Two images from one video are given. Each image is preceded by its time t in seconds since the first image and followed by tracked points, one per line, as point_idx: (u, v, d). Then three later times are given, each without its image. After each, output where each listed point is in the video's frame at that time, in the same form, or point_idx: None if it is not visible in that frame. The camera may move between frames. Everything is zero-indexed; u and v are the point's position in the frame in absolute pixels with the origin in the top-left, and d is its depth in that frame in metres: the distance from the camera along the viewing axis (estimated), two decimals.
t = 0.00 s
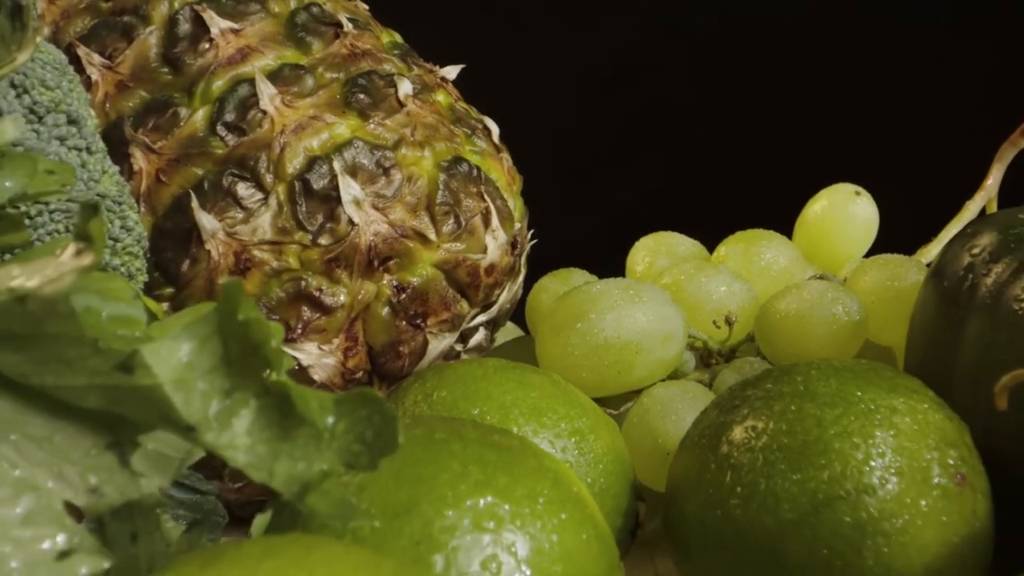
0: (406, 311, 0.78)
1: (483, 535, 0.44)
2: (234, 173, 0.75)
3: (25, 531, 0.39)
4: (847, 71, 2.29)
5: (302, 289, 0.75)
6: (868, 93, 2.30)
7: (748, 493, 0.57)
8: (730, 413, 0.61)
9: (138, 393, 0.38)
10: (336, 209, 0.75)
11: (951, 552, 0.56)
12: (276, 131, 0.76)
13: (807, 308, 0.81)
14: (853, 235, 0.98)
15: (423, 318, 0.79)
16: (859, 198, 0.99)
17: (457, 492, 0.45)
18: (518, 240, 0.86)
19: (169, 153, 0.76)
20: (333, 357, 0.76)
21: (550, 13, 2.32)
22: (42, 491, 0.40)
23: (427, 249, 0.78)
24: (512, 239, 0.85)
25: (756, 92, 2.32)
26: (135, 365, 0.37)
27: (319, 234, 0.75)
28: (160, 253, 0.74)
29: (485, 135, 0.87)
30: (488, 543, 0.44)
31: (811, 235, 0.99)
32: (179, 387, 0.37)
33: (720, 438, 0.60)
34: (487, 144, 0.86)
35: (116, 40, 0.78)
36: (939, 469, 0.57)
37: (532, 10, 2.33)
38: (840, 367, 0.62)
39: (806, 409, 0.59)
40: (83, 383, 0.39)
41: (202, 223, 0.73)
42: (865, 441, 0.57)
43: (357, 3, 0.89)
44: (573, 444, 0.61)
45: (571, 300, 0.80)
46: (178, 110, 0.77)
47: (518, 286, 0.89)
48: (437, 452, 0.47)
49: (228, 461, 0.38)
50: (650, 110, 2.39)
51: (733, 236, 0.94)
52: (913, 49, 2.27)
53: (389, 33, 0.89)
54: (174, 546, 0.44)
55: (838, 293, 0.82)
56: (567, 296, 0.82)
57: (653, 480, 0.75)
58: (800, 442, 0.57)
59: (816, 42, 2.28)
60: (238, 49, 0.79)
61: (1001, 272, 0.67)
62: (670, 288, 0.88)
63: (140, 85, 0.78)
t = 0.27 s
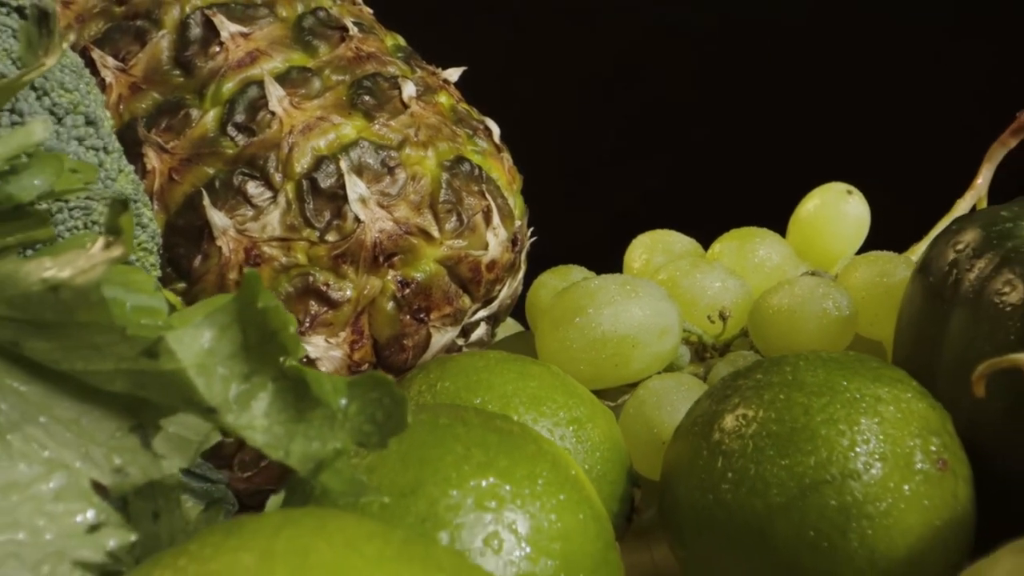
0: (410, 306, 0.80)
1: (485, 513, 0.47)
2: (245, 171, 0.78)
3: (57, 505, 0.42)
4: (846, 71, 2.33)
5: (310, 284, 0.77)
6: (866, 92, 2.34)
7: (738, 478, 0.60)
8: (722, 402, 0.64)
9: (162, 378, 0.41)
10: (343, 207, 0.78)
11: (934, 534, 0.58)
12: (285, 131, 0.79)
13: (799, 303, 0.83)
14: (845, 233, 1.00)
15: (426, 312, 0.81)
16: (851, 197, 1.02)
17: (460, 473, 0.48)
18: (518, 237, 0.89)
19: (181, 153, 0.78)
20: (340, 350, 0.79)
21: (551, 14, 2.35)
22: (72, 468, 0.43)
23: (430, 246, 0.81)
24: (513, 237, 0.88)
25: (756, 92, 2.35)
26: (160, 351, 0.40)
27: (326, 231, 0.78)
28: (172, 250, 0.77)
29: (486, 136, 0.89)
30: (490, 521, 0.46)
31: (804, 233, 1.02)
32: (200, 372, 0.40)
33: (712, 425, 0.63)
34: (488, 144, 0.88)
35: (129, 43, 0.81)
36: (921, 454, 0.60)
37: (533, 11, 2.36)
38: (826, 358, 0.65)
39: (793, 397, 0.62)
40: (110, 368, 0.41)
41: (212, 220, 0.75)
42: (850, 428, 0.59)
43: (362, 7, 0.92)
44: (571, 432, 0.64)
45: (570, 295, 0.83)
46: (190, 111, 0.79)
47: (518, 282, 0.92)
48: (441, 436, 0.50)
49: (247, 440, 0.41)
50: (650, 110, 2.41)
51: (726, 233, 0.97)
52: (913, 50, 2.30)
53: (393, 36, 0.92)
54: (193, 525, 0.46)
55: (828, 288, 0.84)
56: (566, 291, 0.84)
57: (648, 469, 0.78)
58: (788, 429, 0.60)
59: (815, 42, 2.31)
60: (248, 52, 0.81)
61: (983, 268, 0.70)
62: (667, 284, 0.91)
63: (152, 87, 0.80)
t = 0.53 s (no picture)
0: (415, 299, 0.83)
1: (488, 491, 0.50)
2: (256, 170, 0.81)
3: (92, 479, 0.43)
4: (844, 72, 2.36)
5: (319, 278, 0.80)
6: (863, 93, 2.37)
7: (728, 462, 0.63)
8: (714, 390, 0.67)
9: (187, 361, 0.44)
10: (351, 204, 0.81)
11: (915, 515, 0.61)
12: (295, 132, 0.82)
13: (789, 297, 0.86)
14: (835, 230, 1.03)
15: (430, 305, 0.84)
16: (842, 195, 1.05)
17: (465, 453, 0.51)
18: (518, 234, 0.91)
19: (195, 152, 0.81)
20: (348, 342, 0.82)
21: (551, 16, 2.38)
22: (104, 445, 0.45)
23: (434, 242, 0.84)
24: (514, 233, 0.90)
25: (755, 92, 2.38)
26: (187, 335, 0.43)
27: (334, 227, 0.81)
28: (187, 245, 0.80)
29: (488, 136, 0.92)
30: (493, 498, 0.50)
31: (796, 231, 1.05)
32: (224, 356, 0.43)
33: (704, 412, 0.66)
34: (490, 145, 0.91)
35: (145, 47, 0.85)
36: (903, 439, 0.63)
37: (534, 12, 2.38)
38: (813, 348, 0.68)
39: (781, 385, 0.65)
40: (139, 352, 0.44)
41: (226, 217, 0.78)
42: (834, 414, 0.62)
43: (368, 11, 0.95)
44: (569, 419, 0.67)
45: (569, 290, 0.86)
46: (204, 113, 0.83)
47: (518, 278, 0.95)
48: (446, 418, 0.53)
49: (267, 419, 0.44)
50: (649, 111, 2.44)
51: (720, 231, 1.00)
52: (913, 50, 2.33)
53: (398, 40, 0.95)
54: (215, 500, 0.49)
55: (818, 283, 0.87)
56: (565, 286, 0.87)
57: (644, 456, 0.81)
58: (775, 415, 0.63)
59: (815, 42, 2.34)
60: (258, 55, 0.85)
61: (964, 263, 0.73)
62: (663, 280, 0.94)
63: (167, 89, 0.84)
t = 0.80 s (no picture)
0: (419, 293, 0.87)
1: (490, 469, 0.53)
2: (268, 169, 0.84)
3: (123, 455, 0.46)
4: (842, 72, 2.38)
5: (327, 273, 0.83)
6: (860, 93, 2.40)
7: (719, 446, 0.66)
8: (705, 379, 0.70)
9: (211, 346, 0.47)
10: (358, 201, 0.84)
11: (896, 497, 0.64)
12: (304, 132, 0.85)
13: (780, 292, 0.89)
14: (826, 227, 1.06)
15: (434, 298, 0.88)
16: (833, 192, 1.08)
17: (468, 434, 0.54)
18: (518, 231, 0.94)
19: (208, 152, 0.85)
20: (355, 334, 0.85)
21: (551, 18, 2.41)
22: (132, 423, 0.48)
23: (438, 237, 0.87)
24: (515, 230, 0.94)
25: (755, 92, 2.41)
26: (211, 322, 0.46)
27: (342, 224, 0.84)
28: (200, 241, 0.83)
29: (489, 136, 0.96)
30: (495, 476, 0.53)
31: (788, 228, 1.08)
32: (244, 340, 0.47)
33: (695, 400, 0.69)
34: (491, 144, 0.95)
35: (159, 51, 0.88)
36: (885, 424, 0.66)
37: (535, 13, 2.41)
38: (800, 338, 0.71)
39: (769, 373, 0.68)
40: (164, 338, 0.47)
41: (238, 214, 0.81)
42: (819, 400, 0.66)
43: (374, 15, 0.98)
44: (567, 407, 0.70)
45: (568, 284, 0.89)
46: (216, 114, 0.86)
47: (518, 273, 0.98)
48: (450, 401, 0.56)
49: (286, 400, 0.48)
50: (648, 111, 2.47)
51: (714, 228, 1.03)
52: (912, 51, 2.35)
53: (403, 44, 0.98)
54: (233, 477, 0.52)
55: (807, 278, 0.90)
56: (563, 281, 0.90)
57: (639, 443, 0.84)
58: (764, 402, 0.66)
59: (812, 44, 2.37)
60: (269, 58, 0.88)
61: (946, 257, 0.76)
62: (658, 275, 0.97)
63: (181, 91, 0.87)
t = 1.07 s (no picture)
0: (423, 288, 0.90)
1: (492, 453, 0.56)
2: (277, 169, 0.87)
3: (148, 437, 0.49)
4: (840, 72, 2.41)
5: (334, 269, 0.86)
6: (860, 91, 2.42)
7: (711, 434, 0.69)
8: (699, 370, 0.73)
9: (230, 334, 0.50)
10: (365, 200, 0.87)
11: (880, 483, 0.67)
12: (311, 133, 0.88)
13: (773, 288, 0.92)
14: (818, 226, 1.09)
15: (436, 293, 0.90)
16: (825, 191, 1.10)
17: (471, 420, 0.57)
18: (518, 229, 0.97)
19: (219, 152, 0.88)
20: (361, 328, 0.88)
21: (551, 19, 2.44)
22: (154, 407, 0.51)
23: (441, 235, 0.90)
24: (515, 228, 0.96)
25: (754, 92, 2.44)
26: (230, 312, 0.49)
27: (349, 222, 0.87)
28: (212, 238, 0.86)
29: (491, 137, 0.98)
30: (496, 460, 0.56)
31: (782, 226, 1.11)
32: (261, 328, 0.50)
33: (689, 390, 0.72)
34: (492, 145, 0.97)
35: (171, 54, 0.91)
36: (871, 413, 0.68)
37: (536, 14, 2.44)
38: (790, 331, 0.74)
39: (760, 364, 0.71)
40: (185, 327, 0.50)
41: (249, 212, 0.84)
42: (807, 389, 0.68)
43: (378, 19, 1.01)
44: (566, 397, 0.73)
45: (567, 280, 0.92)
46: (226, 115, 0.89)
47: (518, 271, 1.01)
48: (454, 389, 0.59)
49: (300, 385, 0.51)
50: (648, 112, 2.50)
51: (710, 226, 1.06)
52: (907, 51, 2.38)
53: (406, 47, 1.01)
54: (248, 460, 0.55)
55: (799, 275, 0.93)
56: (562, 278, 0.93)
57: (636, 433, 0.87)
58: (754, 391, 0.69)
59: (809, 45, 2.40)
60: (277, 61, 0.91)
61: (931, 253, 0.79)
62: (655, 272, 1.00)
63: (192, 93, 0.90)
